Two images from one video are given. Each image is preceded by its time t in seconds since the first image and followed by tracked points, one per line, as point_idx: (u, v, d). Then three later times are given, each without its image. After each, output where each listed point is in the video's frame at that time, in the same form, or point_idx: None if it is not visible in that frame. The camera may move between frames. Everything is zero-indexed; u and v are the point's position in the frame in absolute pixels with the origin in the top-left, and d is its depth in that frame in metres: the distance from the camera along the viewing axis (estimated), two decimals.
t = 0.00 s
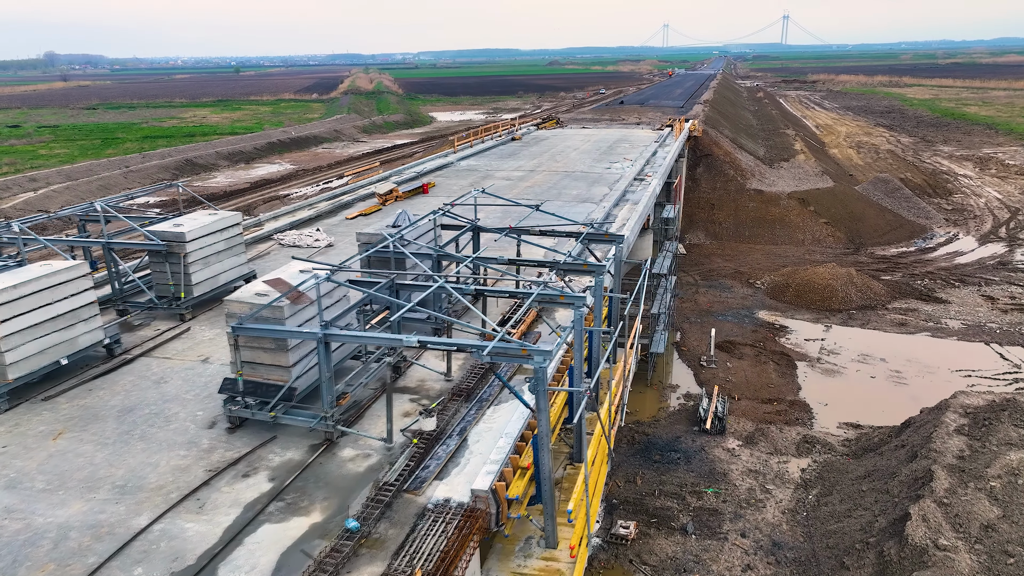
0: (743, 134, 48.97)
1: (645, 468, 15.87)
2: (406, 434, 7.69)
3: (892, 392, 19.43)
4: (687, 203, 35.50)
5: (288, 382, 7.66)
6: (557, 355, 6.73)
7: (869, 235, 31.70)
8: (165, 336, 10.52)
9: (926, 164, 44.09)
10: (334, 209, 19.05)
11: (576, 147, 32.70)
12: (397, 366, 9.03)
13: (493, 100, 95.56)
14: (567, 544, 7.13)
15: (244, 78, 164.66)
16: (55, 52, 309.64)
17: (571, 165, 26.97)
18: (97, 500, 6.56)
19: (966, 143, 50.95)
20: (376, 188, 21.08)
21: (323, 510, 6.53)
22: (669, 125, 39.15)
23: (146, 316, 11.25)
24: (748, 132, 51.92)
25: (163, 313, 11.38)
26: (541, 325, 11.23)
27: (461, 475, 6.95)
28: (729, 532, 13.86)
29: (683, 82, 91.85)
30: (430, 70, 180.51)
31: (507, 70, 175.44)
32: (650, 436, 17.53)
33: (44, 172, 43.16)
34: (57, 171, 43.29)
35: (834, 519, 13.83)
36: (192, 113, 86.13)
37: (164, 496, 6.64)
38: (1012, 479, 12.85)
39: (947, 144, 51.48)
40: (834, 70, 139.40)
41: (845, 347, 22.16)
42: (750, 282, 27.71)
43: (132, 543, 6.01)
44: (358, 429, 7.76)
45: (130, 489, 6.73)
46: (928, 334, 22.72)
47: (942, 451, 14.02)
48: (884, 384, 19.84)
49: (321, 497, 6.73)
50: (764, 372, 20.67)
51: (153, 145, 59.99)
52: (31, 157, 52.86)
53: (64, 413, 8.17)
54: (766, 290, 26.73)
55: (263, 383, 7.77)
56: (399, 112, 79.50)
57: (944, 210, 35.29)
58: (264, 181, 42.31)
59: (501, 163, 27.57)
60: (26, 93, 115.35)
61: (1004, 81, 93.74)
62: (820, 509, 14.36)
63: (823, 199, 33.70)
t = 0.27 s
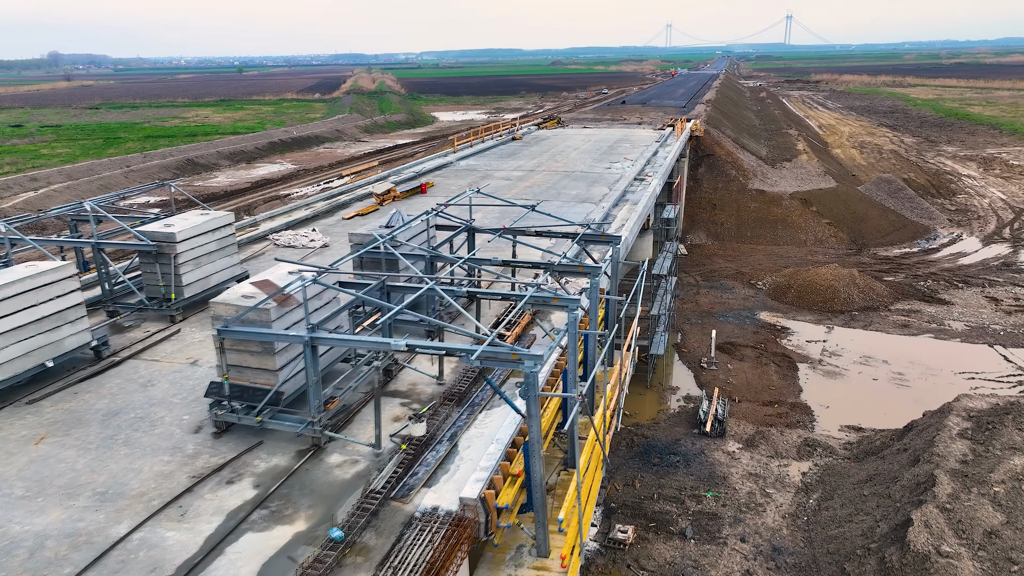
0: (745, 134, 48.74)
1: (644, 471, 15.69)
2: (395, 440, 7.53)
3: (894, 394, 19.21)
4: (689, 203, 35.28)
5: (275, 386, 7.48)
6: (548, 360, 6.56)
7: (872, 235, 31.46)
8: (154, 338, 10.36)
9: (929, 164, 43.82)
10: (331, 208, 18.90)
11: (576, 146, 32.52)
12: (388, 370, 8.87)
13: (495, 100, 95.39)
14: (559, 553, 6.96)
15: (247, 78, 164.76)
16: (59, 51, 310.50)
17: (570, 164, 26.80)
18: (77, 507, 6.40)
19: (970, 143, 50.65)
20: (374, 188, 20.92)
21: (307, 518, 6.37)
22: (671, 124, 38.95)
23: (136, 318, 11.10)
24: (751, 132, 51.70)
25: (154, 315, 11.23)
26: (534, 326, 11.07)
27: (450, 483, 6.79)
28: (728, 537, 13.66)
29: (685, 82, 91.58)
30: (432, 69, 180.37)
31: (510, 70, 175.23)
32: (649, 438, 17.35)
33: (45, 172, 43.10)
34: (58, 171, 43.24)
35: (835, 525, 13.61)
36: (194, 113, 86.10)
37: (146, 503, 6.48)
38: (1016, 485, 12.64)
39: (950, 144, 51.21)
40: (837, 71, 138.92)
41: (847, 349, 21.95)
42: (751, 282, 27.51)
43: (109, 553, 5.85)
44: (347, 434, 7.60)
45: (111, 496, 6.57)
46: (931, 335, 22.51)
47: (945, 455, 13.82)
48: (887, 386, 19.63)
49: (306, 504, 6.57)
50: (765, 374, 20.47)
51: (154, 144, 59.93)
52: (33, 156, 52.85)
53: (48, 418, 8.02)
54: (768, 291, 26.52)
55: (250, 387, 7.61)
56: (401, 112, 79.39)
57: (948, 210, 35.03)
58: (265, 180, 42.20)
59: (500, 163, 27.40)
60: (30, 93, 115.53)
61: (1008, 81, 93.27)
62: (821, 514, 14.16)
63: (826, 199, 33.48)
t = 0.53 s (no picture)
0: (747, 134, 48.50)
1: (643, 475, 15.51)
2: (385, 446, 7.35)
3: (897, 397, 18.99)
4: (691, 204, 35.07)
5: (262, 391, 7.32)
6: (540, 365, 6.38)
7: (875, 236, 31.22)
8: (143, 340, 10.21)
9: (933, 164, 43.54)
10: (329, 209, 18.75)
11: (577, 146, 32.35)
12: (379, 374, 8.71)
13: (498, 100, 95.22)
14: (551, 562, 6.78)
15: (250, 78, 164.91)
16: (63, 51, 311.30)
17: (571, 164, 26.62)
18: (56, 516, 6.24)
19: (974, 144, 50.34)
20: (372, 188, 20.77)
21: (291, 528, 6.20)
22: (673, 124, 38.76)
23: (126, 320, 10.95)
24: (753, 132, 51.48)
25: (144, 317, 11.07)
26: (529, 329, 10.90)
27: (439, 491, 6.61)
28: (728, 542, 13.46)
29: (688, 82, 91.30)
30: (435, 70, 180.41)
31: (512, 70, 175.01)
32: (648, 441, 17.17)
33: (46, 172, 43.06)
34: (59, 170, 43.17)
35: (837, 530, 13.39)
36: (197, 113, 86.11)
37: (127, 511, 6.32)
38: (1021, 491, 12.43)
39: (955, 144, 50.87)
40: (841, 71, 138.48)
41: (849, 351, 21.72)
42: (753, 283, 27.30)
43: (86, 563, 5.69)
44: (336, 440, 7.43)
45: (92, 504, 6.41)
46: (934, 337, 22.27)
47: (948, 460, 13.61)
48: (890, 389, 19.40)
49: (291, 513, 6.40)
50: (766, 376, 20.26)
51: (156, 144, 59.88)
52: (35, 156, 52.82)
53: (32, 422, 7.86)
54: (770, 292, 26.29)
55: (237, 392, 7.45)
56: (403, 112, 79.27)
57: (951, 211, 34.76)
58: (265, 180, 42.10)
59: (500, 163, 27.23)
60: (34, 93, 115.71)
61: (1012, 81, 92.82)
62: (822, 519, 13.95)
63: (828, 200, 33.26)
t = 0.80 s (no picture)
0: (750, 134, 48.25)
1: (643, 478, 15.32)
2: (374, 452, 7.19)
3: (901, 400, 18.76)
4: (693, 204, 34.86)
5: (249, 396, 7.16)
6: (533, 371, 6.20)
7: (878, 237, 30.97)
8: (133, 342, 10.04)
9: (937, 165, 43.26)
10: (327, 208, 18.60)
11: (578, 146, 32.18)
12: (371, 378, 8.55)
13: (501, 100, 95.02)
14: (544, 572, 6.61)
15: (253, 78, 165.18)
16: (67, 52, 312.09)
17: (571, 164, 26.45)
18: (35, 525, 6.08)
19: (979, 144, 50.04)
20: (371, 188, 20.61)
21: (276, 537, 6.03)
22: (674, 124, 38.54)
23: (118, 322, 10.80)
24: (756, 132, 51.25)
25: (135, 319, 10.93)
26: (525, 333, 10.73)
27: (429, 500, 6.44)
28: (728, 547, 13.26)
29: (691, 82, 91.02)
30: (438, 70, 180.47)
31: (515, 70, 174.83)
32: (649, 444, 16.97)
33: (48, 171, 43.00)
34: (60, 170, 43.10)
35: (839, 535, 13.18)
36: (200, 113, 86.07)
37: (108, 520, 6.15)
38: None
39: (959, 144, 50.55)
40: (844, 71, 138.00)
41: (852, 352, 21.50)
42: (755, 284, 27.08)
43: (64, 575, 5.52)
44: (325, 447, 7.26)
45: (72, 512, 6.25)
46: (938, 339, 22.04)
47: (953, 465, 13.40)
48: (893, 391, 19.18)
49: (277, 522, 6.23)
50: (768, 378, 20.04)
51: (158, 144, 59.81)
52: (37, 155, 52.77)
53: (16, 427, 7.71)
54: (773, 293, 26.08)
55: (224, 397, 7.29)
56: (406, 112, 79.12)
57: (956, 211, 34.50)
58: (266, 180, 42.00)
59: (500, 163, 27.04)
60: (38, 93, 115.88)
61: (1017, 81, 92.31)
62: (824, 524, 13.74)
63: (831, 200, 33.03)
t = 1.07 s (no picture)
0: (753, 134, 47.99)
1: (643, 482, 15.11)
2: (364, 458, 7.01)
3: (905, 403, 18.52)
4: (695, 204, 34.62)
5: (236, 400, 6.97)
6: (525, 375, 6.01)
7: (882, 237, 30.71)
8: (122, 345, 9.86)
9: (941, 165, 42.97)
10: (324, 208, 18.43)
11: (579, 146, 31.97)
12: (363, 381, 8.37)
13: (503, 100, 94.78)
14: None
15: (256, 78, 165.15)
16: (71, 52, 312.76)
17: (572, 164, 26.25)
18: (13, 533, 5.91)
19: (983, 144, 49.73)
20: (369, 187, 20.43)
21: (261, 547, 5.85)
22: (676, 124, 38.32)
23: (108, 323, 10.63)
24: (759, 132, 50.99)
25: (126, 321, 10.76)
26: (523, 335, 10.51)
27: (419, 508, 6.26)
28: (729, 552, 13.05)
29: (694, 82, 90.73)
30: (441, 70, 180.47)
31: (518, 70, 174.58)
32: (649, 448, 16.76)
33: (49, 171, 42.93)
34: (62, 169, 43.01)
35: (842, 541, 12.95)
36: (202, 113, 86.04)
37: (88, 529, 5.98)
38: None
39: (963, 144, 50.21)
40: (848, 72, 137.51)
41: (855, 354, 21.26)
42: (758, 285, 26.85)
43: None
44: (314, 453, 7.08)
45: (51, 521, 6.07)
46: (942, 341, 21.79)
47: (958, 470, 13.18)
48: (896, 394, 18.94)
49: (262, 531, 6.05)
50: (770, 380, 19.82)
51: (160, 143, 59.72)
52: (39, 155, 52.70)
53: None
54: (775, 294, 25.83)
55: (210, 401, 7.11)
56: (408, 111, 78.94)
57: (960, 212, 34.23)
58: (267, 180, 41.85)
59: (499, 163, 26.85)
60: (42, 93, 115.93)
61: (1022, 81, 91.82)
62: (827, 529, 13.52)
63: (835, 201, 32.78)
